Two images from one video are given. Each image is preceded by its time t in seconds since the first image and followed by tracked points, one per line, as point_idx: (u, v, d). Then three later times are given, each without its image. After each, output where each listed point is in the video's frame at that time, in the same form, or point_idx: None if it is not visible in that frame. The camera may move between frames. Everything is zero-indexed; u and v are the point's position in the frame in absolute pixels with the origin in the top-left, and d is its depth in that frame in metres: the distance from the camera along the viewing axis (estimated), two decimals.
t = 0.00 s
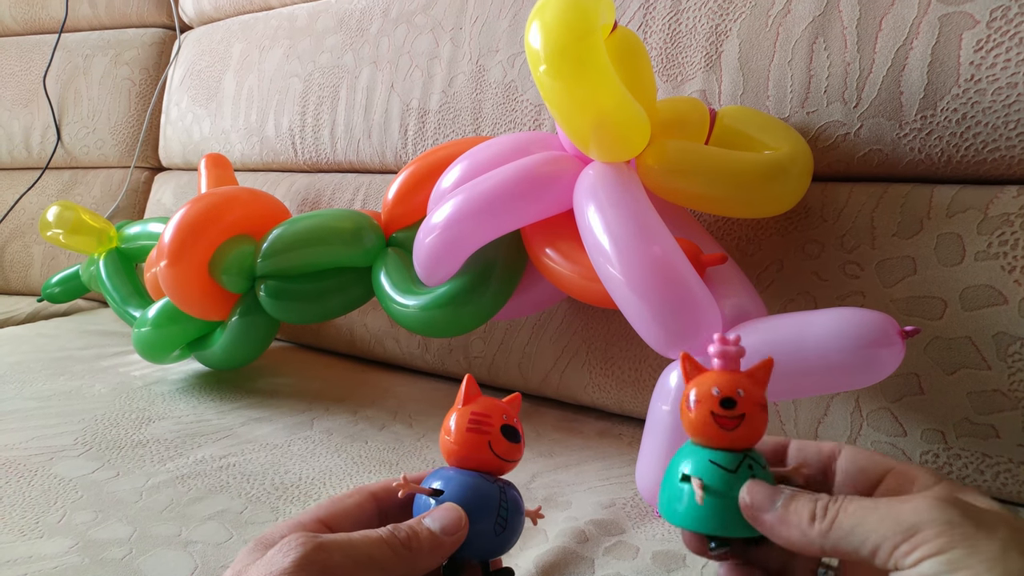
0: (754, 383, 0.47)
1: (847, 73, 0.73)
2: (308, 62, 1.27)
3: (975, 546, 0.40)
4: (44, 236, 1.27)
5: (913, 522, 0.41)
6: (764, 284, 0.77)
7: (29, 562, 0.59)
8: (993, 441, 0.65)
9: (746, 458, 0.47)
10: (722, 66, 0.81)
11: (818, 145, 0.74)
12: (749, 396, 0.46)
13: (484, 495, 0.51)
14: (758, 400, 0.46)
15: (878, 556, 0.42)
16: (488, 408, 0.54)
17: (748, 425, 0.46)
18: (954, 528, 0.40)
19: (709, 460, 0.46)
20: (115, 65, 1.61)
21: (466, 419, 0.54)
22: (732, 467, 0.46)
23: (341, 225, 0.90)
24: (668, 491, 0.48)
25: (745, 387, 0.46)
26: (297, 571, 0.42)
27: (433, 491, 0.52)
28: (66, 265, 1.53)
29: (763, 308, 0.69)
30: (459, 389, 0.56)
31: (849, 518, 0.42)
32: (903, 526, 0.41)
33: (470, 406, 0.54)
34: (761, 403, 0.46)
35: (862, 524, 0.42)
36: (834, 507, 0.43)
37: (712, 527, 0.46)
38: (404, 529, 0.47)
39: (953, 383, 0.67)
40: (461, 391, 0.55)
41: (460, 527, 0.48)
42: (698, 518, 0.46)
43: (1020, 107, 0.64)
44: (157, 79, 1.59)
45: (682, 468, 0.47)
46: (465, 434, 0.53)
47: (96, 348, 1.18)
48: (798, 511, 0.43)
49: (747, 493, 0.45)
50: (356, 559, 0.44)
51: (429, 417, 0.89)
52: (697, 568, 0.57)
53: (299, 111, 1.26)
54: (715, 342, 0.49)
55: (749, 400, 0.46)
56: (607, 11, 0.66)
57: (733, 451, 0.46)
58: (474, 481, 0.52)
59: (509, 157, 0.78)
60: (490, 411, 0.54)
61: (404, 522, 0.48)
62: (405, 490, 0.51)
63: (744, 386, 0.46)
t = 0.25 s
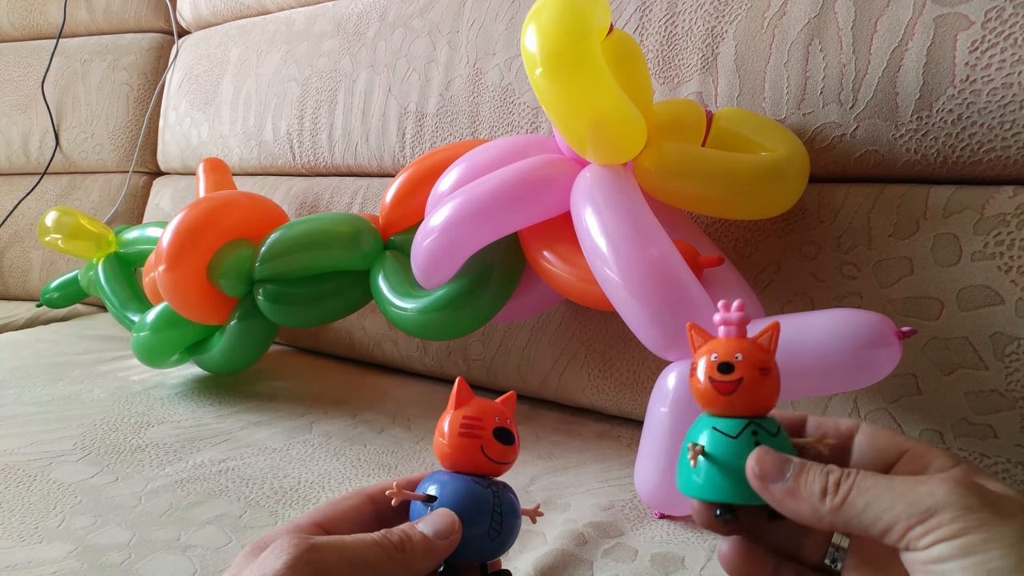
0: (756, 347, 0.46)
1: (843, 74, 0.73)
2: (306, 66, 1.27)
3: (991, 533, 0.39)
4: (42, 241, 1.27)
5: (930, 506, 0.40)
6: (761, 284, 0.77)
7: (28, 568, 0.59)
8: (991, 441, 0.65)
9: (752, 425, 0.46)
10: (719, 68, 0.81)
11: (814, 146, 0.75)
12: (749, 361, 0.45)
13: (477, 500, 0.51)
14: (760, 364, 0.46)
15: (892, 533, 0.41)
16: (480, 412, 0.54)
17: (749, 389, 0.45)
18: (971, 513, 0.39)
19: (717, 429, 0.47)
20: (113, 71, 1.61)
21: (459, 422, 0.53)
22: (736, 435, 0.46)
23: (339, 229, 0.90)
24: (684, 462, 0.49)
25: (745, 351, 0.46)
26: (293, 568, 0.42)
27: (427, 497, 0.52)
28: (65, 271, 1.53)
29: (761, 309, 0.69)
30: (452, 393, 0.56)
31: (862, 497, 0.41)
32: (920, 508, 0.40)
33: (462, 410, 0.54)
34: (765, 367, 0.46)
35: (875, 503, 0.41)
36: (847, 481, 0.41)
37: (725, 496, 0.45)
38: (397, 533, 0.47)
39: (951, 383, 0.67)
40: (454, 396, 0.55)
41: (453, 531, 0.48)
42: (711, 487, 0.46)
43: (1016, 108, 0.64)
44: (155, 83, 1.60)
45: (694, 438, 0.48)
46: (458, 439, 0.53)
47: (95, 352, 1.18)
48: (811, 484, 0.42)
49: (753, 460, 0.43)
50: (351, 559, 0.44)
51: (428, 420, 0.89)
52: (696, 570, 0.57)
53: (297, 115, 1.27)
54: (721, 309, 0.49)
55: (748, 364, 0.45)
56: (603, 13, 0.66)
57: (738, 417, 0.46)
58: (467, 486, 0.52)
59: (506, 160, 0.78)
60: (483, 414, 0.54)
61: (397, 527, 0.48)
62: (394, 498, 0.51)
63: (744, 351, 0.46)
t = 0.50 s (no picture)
0: (737, 363, 0.45)
1: (840, 75, 0.73)
2: (305, 67, 1.27)
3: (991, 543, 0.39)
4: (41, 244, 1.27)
5: (918, 527, 0.38)
6: (760, 285, 0.77)
7: (26, 570, 0.59)
8: (990, 441, 0.65)
9: (734, 443, 0.45)
10: (717, 70, 0.81)
11: (812, 147, 0.75)
12: (730, 377, 0.44)
13: (471, 498, 0.51)
14: (741, 381, 0.44)
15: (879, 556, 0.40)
16: (474, 411, 0.54)
17: (729, 407, 0.44)
18: (962, 534, 0.38)
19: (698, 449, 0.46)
20: (112, 73, 1.61)
21: (453, 421, 0.53)
22: (717, 454, 0.45)
23: (338, 231, 0.90)
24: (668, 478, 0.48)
25: (726, 368, 0.45)
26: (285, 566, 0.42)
27: (422, 497, 0.52)
28: (64, 272, 1.53)
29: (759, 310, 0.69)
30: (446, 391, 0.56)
31: (849, 517, 0.40)
32: (907, 530, 0.39)
33: (456, 409, 0.54)
34: (747, 383, 0.44)
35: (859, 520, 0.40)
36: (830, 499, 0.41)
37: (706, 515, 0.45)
38: (391, 531, 0.47)
39: (949, 384, 0.67)
40: (447, 395, 0.55)
41: (447, 529, 0.48)
42: (693, 508, 0.46)
43: (1014, 108, 0.64)
44: (154, 85, 1.60)
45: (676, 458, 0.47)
46: (452, 438, 0.53)
47: (94, 355, 1.18)
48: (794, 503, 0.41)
49: (734, 479, 0.43)
50: (344, 557, 0.44)
51: (427, 422, 0.89)
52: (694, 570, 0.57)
53: (296, 117, 1.27)
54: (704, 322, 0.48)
55: (726, 381, 0.44)
56: (601, 15, 0.66)
57: (720, 434, 0.46)
58: (462, 486, 0.52)
59: (505, 162, 0.78)
60: (476, 413, 0.54)
61: (392, 526, 0.49)
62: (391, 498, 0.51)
63: (725, 367, 0.45)
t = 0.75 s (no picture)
0: (739, 355, 0.44)
1: (838, 76, 0.73)
2: (303, 69, 1.27)
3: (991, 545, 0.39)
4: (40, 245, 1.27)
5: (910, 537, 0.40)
6: (758, 286, 0.77)
7: (25, 571, 0.59)
8: (988, 441, 0.65)
9: (735, 436, 0.45)
10: (715, 71, 0.81)
11: (810, 148, 0.75)
12: (732, 370, 0.44)
13: (477, 504, 0.51)
14: (744, 373, 0.44)
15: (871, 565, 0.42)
16: (480, 413, 0.54)
17: (731, 399, 0.44)
18: (958, 548, 0.39)
19: (699, 440, 0.45)
20: (111, 74, 1.61)
21: (459, 423, 0.53)
22: (718, 445, 0.44)
23: (337, 232, 0.91)
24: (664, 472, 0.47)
25: (728, 360, 0.44)
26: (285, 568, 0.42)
27: (426, 499, 0.52)
28: (62, 274, 1.53)
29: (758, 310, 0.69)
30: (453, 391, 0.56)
31: (846, 522, 0.42)
32: (904, 540, 0.40)
33: (463, 410, 0.54)
34: (748, 375, 0.44)
35: (859, 530, 0.41)
36: (832, 502, 0.42)
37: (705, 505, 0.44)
38: (394, 535, 0.47)
39: (947, 384, 0.67)
40: (454, 395, 0.55)
41: (451, 535, 0.48)
42: (694, 499, 0.44)
43: (1011, 109, 0.65)
44: (152, 87, 1.60)
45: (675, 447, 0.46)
46: (457, 440, 0.53)
47: (93, 356, 1.18)
48: (795, 501, 0.42)
49: (738, 468, 0.43)
50: (346, 560, 0.44)
51: (427, 423, 0.89)
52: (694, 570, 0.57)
53: (295, 118, 1.27)
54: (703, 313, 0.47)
55: (731, 372, 0.44)
56: (599, 17, 0.66)
57: (721, 428, 0.45)
58: (466, 491, 0.52)
59: (503, 163, 0.78)
60: (482, 415, 0.53)
61: (395, 529, 0.49)
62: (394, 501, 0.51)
63: (727, 359, 0.44)
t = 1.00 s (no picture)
0: (742, 381, 0.44)
1: (838, 76, 0.73)
2: (303, 69, 1.27)
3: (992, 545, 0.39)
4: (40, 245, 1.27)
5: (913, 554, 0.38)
6: (758, 286, 0.77)
7: (26, 571, 0.59)
8: (988, 441, 0.65)
9: (731, 461, 0.44)
10: (715, 70, 0.81)
11: (810, 147, 0.75)
12: (736, 399, 0.43)
13: (473, 503, 0.51)
14: (745, 402, 0.43)
15: None
16: (476, 413, 0.53)
17: (732, 427, 0.43)
18: (958, 563, 0.37)
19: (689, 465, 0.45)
20: (111, 74, 1.61)
21: (454, 423, 0.53)
22: (713, 474, 0.44)
23: (337, 232, 0.90)
24: (652, 482, 0.47)
25: (730, 389, 0.43)
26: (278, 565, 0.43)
27: (422, 500, 0.52)
28: (62, 274, 1.53)
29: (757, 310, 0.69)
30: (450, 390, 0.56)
31: (841, 548, 0.40)
32: (901, 559, 0.38)
33: (460, 409, 0.54)
34: (750, 404, 0.43)
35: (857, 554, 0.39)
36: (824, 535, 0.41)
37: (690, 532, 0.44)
38: (389, 533, 0.48)
39: (947, 384, 0.67)
40: (450, 394, 0.55)
41: (445, 534, 0.49)
42: (680, 524, 0.45)
43: (1011, 109, 0.65)
44: (152, 87, 1.60)
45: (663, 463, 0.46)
46: (453, 439, 0.53)
47: (93, 356, 1.18)
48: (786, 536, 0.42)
49: (730, 510, 0.43)
50: (341, 557, 0.45)
51: (427, 423, 0.89)
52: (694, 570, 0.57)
53: (294, 118, 1.27)
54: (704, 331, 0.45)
55: (734, 402, 0.43)
56: (599, 17, 0.66)
57: (716, 453, 0.44)
58: (462, 490, 0.52)
59: (503, 163, 0.78)
60: (478, 415, 0.53)
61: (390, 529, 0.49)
62: (389, 502, 0.51)
63: (730, 387, 0.43)
